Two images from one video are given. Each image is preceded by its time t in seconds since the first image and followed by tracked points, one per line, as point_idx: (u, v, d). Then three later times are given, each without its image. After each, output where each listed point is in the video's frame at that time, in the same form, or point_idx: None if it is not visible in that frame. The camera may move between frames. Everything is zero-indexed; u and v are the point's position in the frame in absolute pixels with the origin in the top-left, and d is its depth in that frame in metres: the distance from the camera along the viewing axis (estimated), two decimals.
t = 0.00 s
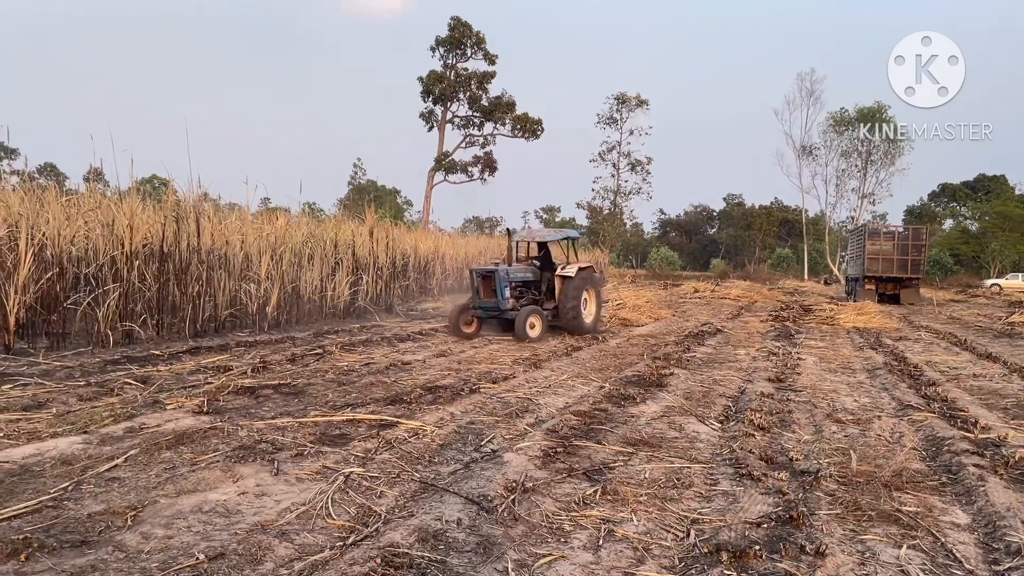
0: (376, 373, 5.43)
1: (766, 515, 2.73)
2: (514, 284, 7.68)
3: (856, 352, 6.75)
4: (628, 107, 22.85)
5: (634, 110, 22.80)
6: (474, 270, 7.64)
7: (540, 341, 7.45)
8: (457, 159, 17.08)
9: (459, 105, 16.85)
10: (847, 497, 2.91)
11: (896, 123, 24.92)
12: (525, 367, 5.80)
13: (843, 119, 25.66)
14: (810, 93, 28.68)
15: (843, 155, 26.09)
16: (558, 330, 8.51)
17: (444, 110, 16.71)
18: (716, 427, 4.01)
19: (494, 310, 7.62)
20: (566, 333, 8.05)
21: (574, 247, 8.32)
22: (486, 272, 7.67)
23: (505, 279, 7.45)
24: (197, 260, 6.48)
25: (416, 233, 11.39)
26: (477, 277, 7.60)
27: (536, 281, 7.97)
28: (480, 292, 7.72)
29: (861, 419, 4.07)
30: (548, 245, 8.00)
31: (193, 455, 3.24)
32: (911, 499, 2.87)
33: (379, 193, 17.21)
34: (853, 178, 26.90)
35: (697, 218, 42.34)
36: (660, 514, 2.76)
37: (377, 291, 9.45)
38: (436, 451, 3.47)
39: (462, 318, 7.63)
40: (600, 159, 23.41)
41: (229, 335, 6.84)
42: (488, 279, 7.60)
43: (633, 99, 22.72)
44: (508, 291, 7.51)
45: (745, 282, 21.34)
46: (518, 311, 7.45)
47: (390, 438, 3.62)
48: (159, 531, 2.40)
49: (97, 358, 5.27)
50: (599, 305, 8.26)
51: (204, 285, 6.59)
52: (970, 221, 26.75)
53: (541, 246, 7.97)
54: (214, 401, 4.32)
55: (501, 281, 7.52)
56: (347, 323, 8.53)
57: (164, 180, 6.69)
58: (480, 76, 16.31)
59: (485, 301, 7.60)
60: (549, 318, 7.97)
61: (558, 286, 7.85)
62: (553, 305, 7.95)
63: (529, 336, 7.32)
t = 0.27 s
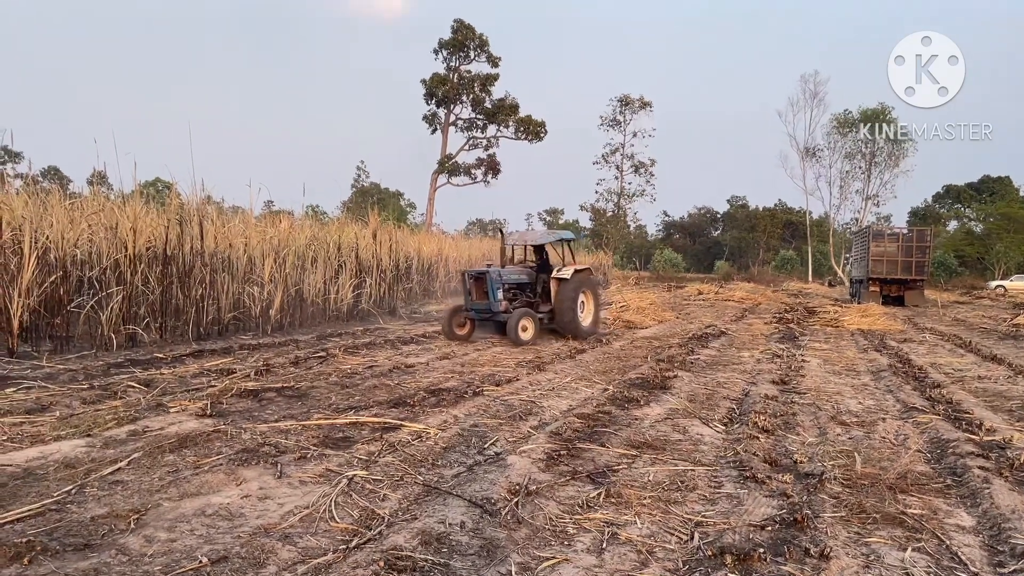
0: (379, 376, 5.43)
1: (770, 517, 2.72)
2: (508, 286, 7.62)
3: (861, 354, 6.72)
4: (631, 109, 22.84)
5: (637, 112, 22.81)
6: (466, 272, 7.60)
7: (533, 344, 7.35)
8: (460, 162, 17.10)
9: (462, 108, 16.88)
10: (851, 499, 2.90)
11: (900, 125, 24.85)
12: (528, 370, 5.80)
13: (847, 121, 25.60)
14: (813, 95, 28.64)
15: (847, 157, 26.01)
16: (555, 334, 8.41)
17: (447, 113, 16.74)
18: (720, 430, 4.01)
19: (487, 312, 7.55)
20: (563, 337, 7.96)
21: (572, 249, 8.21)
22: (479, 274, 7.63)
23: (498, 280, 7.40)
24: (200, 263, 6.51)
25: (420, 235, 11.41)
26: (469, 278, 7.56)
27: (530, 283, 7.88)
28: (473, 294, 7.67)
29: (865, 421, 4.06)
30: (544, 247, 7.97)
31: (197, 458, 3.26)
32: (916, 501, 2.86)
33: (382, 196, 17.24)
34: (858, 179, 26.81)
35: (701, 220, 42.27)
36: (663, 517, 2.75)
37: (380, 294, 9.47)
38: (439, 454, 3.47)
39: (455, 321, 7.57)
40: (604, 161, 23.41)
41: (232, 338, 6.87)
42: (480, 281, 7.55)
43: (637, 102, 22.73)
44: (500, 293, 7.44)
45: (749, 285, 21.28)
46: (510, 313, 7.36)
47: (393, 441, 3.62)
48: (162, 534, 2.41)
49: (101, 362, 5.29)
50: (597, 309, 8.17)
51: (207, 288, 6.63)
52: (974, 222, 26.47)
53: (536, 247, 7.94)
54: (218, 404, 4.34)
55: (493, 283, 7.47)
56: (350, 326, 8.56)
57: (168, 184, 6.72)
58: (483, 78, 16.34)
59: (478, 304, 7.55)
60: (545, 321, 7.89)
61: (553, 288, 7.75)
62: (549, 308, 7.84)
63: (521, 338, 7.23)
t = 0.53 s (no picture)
0: (380, 378, 5.43)
1: (773, 520, 2.72)
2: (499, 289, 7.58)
3: (863, 355, 6.71)
4: (632, 111, 22.87)
5: (639, 115, 22.83)
6: (457, 276, 7.56)
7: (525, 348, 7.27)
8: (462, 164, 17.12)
9: (464, 110, 16.91)
10: (853, 501, 2.89)
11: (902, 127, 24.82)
12: (530, 372, 5.80)
13: (849, 123, 25.58)
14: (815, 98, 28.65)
15: (849, 159, 25.98)
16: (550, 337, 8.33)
17: (449, 115, 16.77)
18: (722, 432, 4.00)
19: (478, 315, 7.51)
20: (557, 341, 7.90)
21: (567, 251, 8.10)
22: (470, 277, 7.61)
23: (488, 284, 7.36)
24: (202, 266, 6.53)
25: (421, 238, 11.42)
26: (459, 282, 7.52)
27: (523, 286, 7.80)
28: (464, 298, 7.62)
29: (867, 423, 4.05)
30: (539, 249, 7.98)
31: (198, 461, 3.26)
32: (919, 503, 2.85)
33: (384, 199, 17.27)
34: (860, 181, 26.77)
35: (703, 222, 42.24)
36: (665, 519, 2.75)
37: (382, 297, 9.49)
38: (441, 456, 3.47)
39: (447, 324, 7.53)
40: (606, 163, 23.42)
41: (234, 341, 6.88)
42: (471, 284, 7.50)
43: (638, 104, 22.75)
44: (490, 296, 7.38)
45: (751, 286, 21.24)
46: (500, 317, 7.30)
47: (394, 444, 3.62)
48: (163, 537, 2.42)
49: (102, 365, 5.30)
50: (593, 312, 8.07)
51: (209, 291, 6.64)
52: (976, 223, 26.26)
53: (531, 250, 7.94)
54: (219, 407, 4.34)
55: (483, 286, 7.43)
56: (352, 329, 8.58)
57: (169, 187, 6.74)
58: (485, 81, 16.37)
59: (469, 307, 7.50)
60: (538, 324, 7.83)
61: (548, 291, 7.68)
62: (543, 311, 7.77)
63: (512, 342, 7.15)
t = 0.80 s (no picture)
0: (381, 380, 5.44)
1: (774, 521, 2.72)
2: (490, 290, 7.44)
3: (864, 356, 6.70)
4: (633, 112, 22.89)
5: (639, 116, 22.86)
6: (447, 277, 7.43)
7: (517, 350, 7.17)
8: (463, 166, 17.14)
9: (464, 112, 16.93)
10: (855, 502, 2.89)
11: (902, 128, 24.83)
12: (532, 374, 5.80)
13: (849, 124, 25.59)
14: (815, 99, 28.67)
15: (850, 160, 25.99)
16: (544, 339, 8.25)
17: (449, 117, 16.79)
18: (723, 433, 4.00)
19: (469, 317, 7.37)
20: (551, 342, 7.80)
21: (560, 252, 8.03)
22: (460, 278, 7.46)
23: (479, 285, 7.22)
24: (203, 268, 6.55)
25: (421, 240, 11.43)
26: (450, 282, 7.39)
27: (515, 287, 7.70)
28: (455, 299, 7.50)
29: (869, 424, 4.05)
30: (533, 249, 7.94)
31: (199, 464, 3.26)
32: (921, 504, 2.85)
33: (385, 201, 17.30)
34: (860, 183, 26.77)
35: (704, 224, 42.25)
36: (667, 521, 2.75)
37: (383, 299, 9.50)
38: (442, 458, 3.47)
39: (438, 326, 7.41)
40: (607, 165, 23.45)
41: (235, 343, 6.90)
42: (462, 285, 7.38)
43: (639, 106, 22.79)
44: (482, 297, 7.27)
45: (752, 288, 21.24)
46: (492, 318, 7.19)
47: (395, 446, 3.62)
48: (164, 540, 2.42)
49: (104, 367, 5.31)
50: (588, 314, 8.00)
51: (209, 294, 6.66)
52: (979, 224, 26.35)
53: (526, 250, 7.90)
54: (220, 410, 4.35)
55: (474, 287, 7.27)
56: (353, 331, 8.59)
57: (170, 190, 6.76)
58: (485, 83, 16.39)
59: (459, 309, 7.36)
60: (531, 326, 7.73)
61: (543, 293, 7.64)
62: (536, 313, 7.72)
63: (504, 344, 7.05)
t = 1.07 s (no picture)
0: (382, 382, 5.44)
1: (776, 522, 2.71)
2: (479, 291, 7.31)
3: (865, 357, 6.69)
4: (633, 113, 22.89)
5: (640, 117, 22.87)
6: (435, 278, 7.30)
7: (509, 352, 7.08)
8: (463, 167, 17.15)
9: (465, 113, 16.93)
10: (857, 503, 2.88)
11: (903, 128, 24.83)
12: (532, 375, 5.80)
13: (850, 124, 25.59)
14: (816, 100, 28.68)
15: (851, 161, 25.98)
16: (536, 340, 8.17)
17: (450, 118, 16.80)
18: (724, 434, 4.00)
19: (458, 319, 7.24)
20: (543, 343, 7.71)
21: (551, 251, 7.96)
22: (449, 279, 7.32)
23: (467, 286, 7.07)
24: (203, 270, 6.56)
25: (422, 241, 11.44)
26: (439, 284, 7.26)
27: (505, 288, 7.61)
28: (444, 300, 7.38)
29: (870, 424, 4.04)
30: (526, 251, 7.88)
31: (200, 465, 3.26)
32: (922, 504, 2.85)
33: (386, 202, 17.31)
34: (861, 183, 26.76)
35: (705, 224, 42.24)
36: (668, 521, 2.75)
37: (383, 300, 9.51)
38: (442, 459, 3.47)
39: (427, 328, 7.29)
40: (607, 166, 23.45)
41: (236, 345, 6.91)
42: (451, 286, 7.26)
43: (639, 106, 22.80)
44: (471, 299, 7.15)
45: (753, 288, 21.23)
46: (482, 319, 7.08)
47: (396, 447, 3.63)
48: (165, 542, 2.42)
49: (104, 369, 5.31)
50: (580, 315, 7.99)
51: (210, 295, 6.67)
52: (980, 224, 26.33)
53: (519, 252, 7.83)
54: (221, 411, 4.35)
55: (463, 289, 7.13)
56: (354, 332, 8.60)
57: (171, 191, 6.77)
58: (486, 84, 16.39)
59: (448, 310, 7.24)
60: (523, 327, 7.65)
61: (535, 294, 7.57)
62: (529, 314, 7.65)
63: (495, 346, 6.95)
